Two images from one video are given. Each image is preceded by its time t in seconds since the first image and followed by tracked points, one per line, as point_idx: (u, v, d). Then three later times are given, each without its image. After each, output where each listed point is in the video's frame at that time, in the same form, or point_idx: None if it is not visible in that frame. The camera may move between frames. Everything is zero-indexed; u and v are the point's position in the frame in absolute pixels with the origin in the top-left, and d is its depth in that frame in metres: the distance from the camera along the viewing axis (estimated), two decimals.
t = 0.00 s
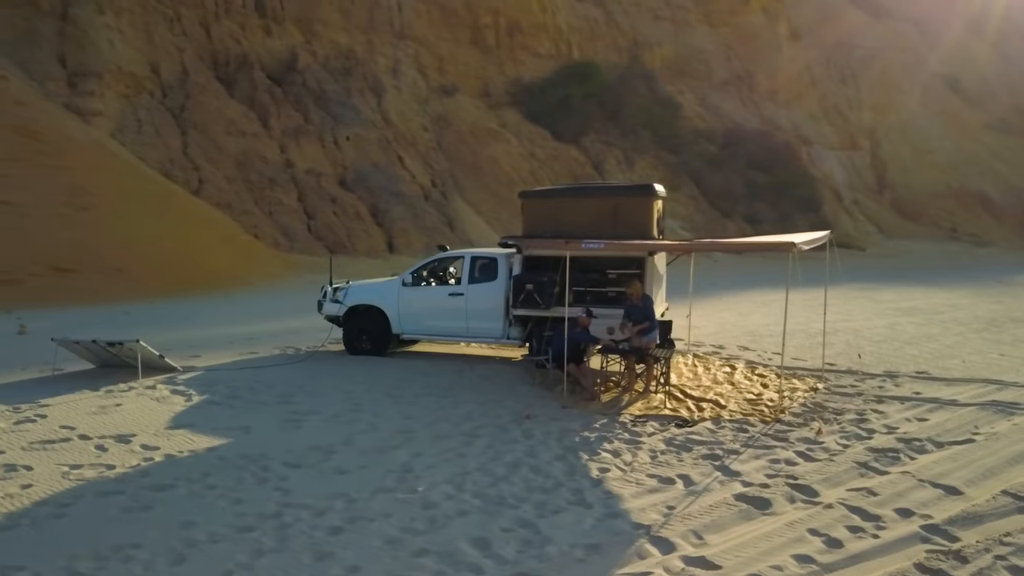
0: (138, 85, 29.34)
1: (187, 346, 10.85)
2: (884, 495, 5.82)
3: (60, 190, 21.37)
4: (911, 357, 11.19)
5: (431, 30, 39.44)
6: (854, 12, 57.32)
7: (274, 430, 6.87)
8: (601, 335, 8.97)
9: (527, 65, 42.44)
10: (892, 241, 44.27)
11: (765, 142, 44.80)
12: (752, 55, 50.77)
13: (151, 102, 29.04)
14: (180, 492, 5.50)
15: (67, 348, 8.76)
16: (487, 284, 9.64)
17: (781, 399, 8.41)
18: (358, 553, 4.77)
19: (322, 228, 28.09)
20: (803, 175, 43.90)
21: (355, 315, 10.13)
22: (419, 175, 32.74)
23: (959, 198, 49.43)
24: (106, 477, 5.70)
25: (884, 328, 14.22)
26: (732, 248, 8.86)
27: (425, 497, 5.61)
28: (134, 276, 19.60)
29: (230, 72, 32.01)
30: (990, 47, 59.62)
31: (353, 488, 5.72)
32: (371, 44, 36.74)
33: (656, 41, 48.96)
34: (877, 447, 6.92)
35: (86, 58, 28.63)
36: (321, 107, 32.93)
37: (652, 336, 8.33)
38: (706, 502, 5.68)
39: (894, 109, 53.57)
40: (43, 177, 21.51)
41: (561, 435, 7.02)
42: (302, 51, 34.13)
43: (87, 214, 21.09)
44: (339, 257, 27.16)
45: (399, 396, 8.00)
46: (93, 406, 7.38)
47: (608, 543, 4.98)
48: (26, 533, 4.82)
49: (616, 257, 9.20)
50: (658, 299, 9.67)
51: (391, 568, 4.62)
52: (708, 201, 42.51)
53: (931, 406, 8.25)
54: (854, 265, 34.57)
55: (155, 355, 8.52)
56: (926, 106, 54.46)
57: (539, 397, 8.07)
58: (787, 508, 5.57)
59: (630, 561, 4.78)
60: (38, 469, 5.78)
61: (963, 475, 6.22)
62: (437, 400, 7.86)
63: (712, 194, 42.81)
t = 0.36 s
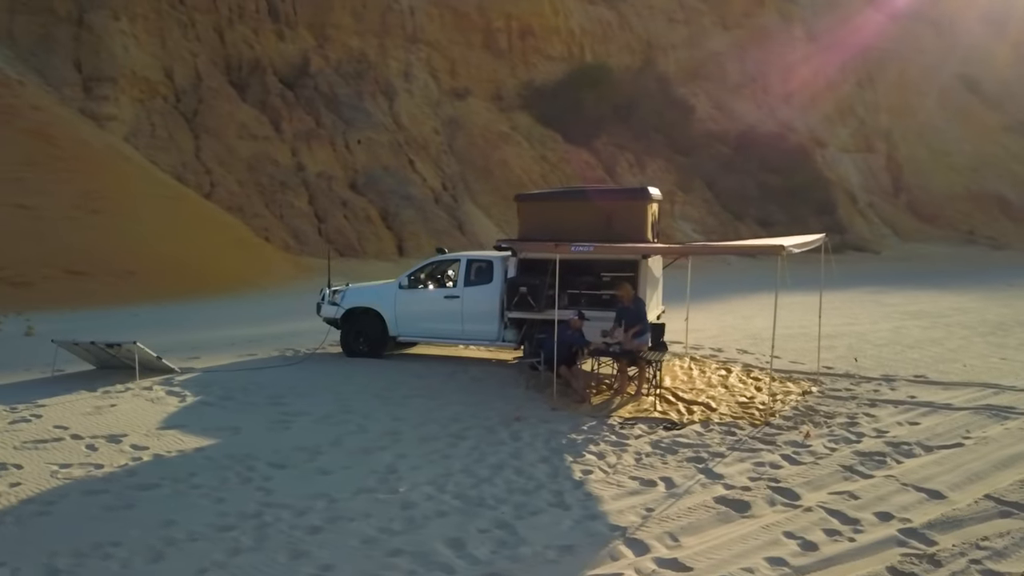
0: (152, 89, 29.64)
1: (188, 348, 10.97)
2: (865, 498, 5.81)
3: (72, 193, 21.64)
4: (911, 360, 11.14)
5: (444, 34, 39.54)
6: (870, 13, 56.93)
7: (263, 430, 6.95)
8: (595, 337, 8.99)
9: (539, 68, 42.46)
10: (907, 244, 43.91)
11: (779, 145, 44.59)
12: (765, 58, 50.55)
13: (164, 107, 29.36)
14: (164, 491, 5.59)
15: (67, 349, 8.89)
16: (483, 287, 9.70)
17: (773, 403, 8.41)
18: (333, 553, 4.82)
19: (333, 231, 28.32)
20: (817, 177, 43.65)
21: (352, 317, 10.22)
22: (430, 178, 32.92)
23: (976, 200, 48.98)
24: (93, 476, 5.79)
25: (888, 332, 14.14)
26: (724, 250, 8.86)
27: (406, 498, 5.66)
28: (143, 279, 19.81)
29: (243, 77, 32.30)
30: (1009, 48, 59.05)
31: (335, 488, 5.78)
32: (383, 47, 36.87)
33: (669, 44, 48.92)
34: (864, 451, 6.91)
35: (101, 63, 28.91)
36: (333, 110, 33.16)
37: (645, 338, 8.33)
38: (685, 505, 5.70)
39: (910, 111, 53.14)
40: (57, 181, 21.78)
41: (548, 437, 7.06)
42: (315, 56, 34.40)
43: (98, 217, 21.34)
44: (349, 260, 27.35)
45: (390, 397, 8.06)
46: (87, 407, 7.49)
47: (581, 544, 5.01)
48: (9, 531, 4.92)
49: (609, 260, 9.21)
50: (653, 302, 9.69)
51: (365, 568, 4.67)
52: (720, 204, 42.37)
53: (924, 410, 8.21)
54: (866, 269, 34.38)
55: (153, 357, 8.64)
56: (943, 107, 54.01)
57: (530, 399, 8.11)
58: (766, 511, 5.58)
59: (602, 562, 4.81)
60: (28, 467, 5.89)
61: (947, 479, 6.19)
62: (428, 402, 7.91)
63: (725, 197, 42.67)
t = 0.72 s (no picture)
0: (166, 94, 29.95)
1: (189, 350, 11.09)
2: (845, 502, 5.82)
3: (85, 197, 21.92)
4: (911, 364, 11.07)
5: (456, 38, 39.65)
6: (886, 14, 56.53)
7: (253, 431, 7.04)
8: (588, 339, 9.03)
9: (552, 71, 42.51)
10: (924, 247, 43.57)
11: (793, 147, 44.41)
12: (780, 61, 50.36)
13: (178, 111, 29.69)
14: (150, 490, 5.69)
15: (67, 350, 9.03)
16: (478, 290, 9.75)
17: (765, 406, 8.40)
18: (309, 552, 4.89)
19: (344, 234, 28.58)
20: (831, 180, 43.41)
21: (350, 319, 10.30)
22: (442, 182, 33.17)
23: (994, 203, 48.55)
24: (81, 474, 5.91)
25: (892, 336, 14.06)
26: (714, 254, 8.90)
27: (386, 499, 5.72)
28: (153, 282, 20.04)
29: (256, 81, 32.59)
30: None
31: (318, 488, 5.87)
32: (396, 52, 37.04)
33: (682, 47, 48.86)
34: (850, 454, 6.91)
35: (116, 68, 29.16)
36: (345, 114, 33.40)
37: (636, 342, 8.38)
38: (663, 507, 5.73)
39: (928, 113, 52.71)
40: (70, 185, 22.05)
41: (535, 439, 7.10)
42: (328, 60, 34.66)
43: (110, 220, 21.61)
44: (360, 263, 27.59)
45: (382, 399, 8.13)
46: (83, 407, 7.62)
47: (555, 545, 5.06)
48: None
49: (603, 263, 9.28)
50: (649, 306, 9.74)
51: (339, 567, 4.73)
52: (733, 207, 42.26)
53: (917, 414, 8.19)
54: (880, 272, 34.17)
55: (150, 358, 8.77)
56: (961, 109, 53.55)
57: (521, 401, 8.16)
58: (744, 514, 5.60)
59: (574, 563, 4.85)
60: (19, 466, 6.02)
61: (931, 483, 6.18)
62: (418, 405, 7.97)
63: (737, 200, 42.56)
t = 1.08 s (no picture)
0: (181, 99, 30.25)
1: (190, 352, 11.25)
2: (825, 505, 5.82)
3: (99, 200, 22.24)
4: (911, 368, 11.02)
5: (470, 42, 39.58)
6: (905, 15, 56.04)
7: (244, 431, 7.15)
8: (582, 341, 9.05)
9: (565, 74, 42.51)
10: (941, 250, 43.21)
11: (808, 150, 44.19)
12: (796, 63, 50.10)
13: (193, 116, 30.00)
14: (137, 489, 5.78)
15: (70, 352, 9.19)
16: (474, 293, 9.80)
17: (757, 409, 8.41)
18: (286, 550, 4.97)
19: (355, 237, 28.88)
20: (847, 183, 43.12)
21: (349, 322, 10.41)
22: (453, 185, 33.40)
23: (1013, 206, 48.19)
24: (72, 474, 6.03)
25: (897, 340, 13.98)
26: (707, 258, 8.90)
27: (368, 499, 5.80)
28: (163, 284, 20.34)
29: (271, 86, 32.88)
30: None
31: (302, 489, 5.95)
32: (409, 56, 37.21)
33: (698, 49, 48.70)
34: (837, 458, 6.91)
35: (132, 73, 29.35)
36: (358, 118, 33.63)
37: (628, 345, 8.38)
38: (642, 509, 5.77)
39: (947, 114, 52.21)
40: (85, 188, 22.38)
41: (522, 441, 7.15)
42: (342, 65, 34.91)
43: (123, 223, 21.91)
44: (371, 266, 27.89)
45: (375, 401, 8.22)
46: (80, 408, 7.77)
47: (530, 546, 5.11)
48: None
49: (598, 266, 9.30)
50: (645, 309, 9.77)
51: (314, 565, 4.80)
52: (747, 210, 42.14)
53: (909, 418, 8.16)
54: (895, 275, 33.92)
55: (150, 360, 8.92)
56: (981, 110, 53.01)
57: (512, 404, 8.21)
58: (723, 516, 5.63)
59: (547, 564, 4.91)
60: (12, 465, 6.15)
61: (914, 487, 6.17)
62: (410, 407, 8.04)
63: (751, 203, 42.40)
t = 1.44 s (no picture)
0: (197, 104, 30.60)
1: (194, 355, 11.40)
2: (806, 509, 5.82)
3: (115, 205, 22.55)
4: (913, 372, 10.94)
5: (484, 45, 39.80)
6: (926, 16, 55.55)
7: (237, 432, 7.26)
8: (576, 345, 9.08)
9: (580, 77, 42.53)
10: (961, 254, 42.82)
11: (825, 152, 43.99)
12: (814, 64, 49.81)
13: (209, 120, 30.33)
14: (125, 489, 5.88)
15: (73, 354, 9.35)
16: (472, 297, 9.84)
17: (750, 413, 8.40)
18: (264, 549, 5.05)
19: (368, 240, 29.16)
20: (865, 185, 42.81)
21: (349, 324, 10.51)
22: (467, 189, 33.59)
23: None
24: (64, 473, 6.16)
25: (904, 343, 13.87)
26: (700, 262, 8.92)
27: (351, 500, 5.86)
28: (176, 286, 20.61)
29: (286, 91, 33.17)
30: None
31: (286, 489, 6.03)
32: (424, 60, 37.37)
33: (714, 52, 48.54)
34: (824, 462, 6.90)
35: (148, 78, 29.74)
36: (372, 122, 33.88)
37: (620, 348, 8.47)
38: (622, 512, 5.79)
39: (968, 115, 51.68)
40: (102, 192, 22.69)
41: (510, 444, 7.19)
42: (356, 69, 35.14)
43: (138, 227, 22.19)
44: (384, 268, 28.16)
45: (368, 403, 8.29)
46: (79, 409, 7.92)
47: (505, 547, 5.16)
48: None
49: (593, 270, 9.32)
50: (641, 312, 9.82)
51: (290, 565, 4.88)
52: (762, 213, 41.96)
53: (904, 423, 8.11)
54: (913, 278, 33.60)
55: (150, 361, 9.07)
56: (1004, 112, 52.46)
57: (504, 406, 8.25)
58: (701, 520, 5.64)
59: (520, 565, 4.95)
60: (6, 464, 6.29)
61: (898, 492, 6.14)
62: (403, 410, 8.11)
63: (767, 206, 42.20)
